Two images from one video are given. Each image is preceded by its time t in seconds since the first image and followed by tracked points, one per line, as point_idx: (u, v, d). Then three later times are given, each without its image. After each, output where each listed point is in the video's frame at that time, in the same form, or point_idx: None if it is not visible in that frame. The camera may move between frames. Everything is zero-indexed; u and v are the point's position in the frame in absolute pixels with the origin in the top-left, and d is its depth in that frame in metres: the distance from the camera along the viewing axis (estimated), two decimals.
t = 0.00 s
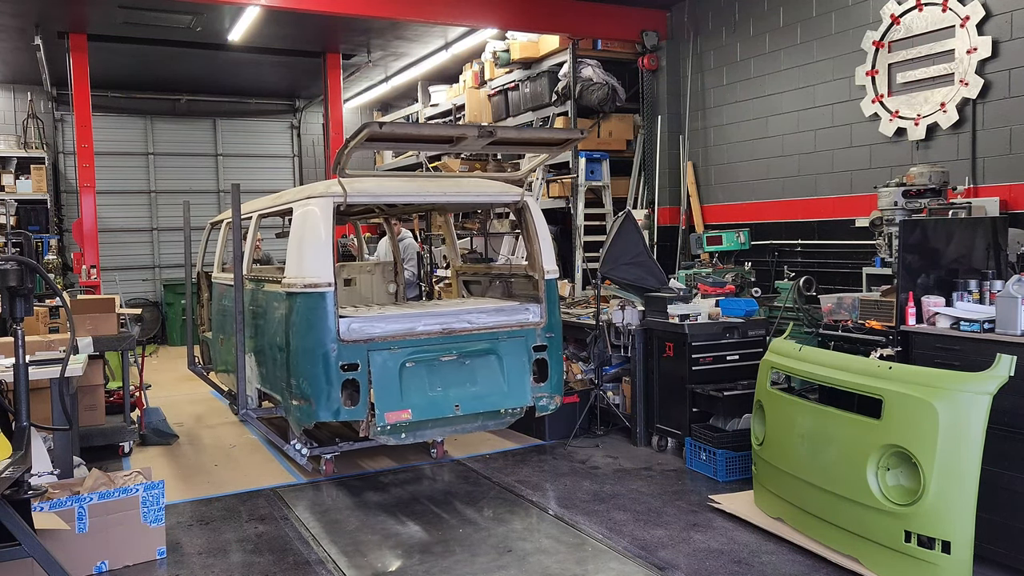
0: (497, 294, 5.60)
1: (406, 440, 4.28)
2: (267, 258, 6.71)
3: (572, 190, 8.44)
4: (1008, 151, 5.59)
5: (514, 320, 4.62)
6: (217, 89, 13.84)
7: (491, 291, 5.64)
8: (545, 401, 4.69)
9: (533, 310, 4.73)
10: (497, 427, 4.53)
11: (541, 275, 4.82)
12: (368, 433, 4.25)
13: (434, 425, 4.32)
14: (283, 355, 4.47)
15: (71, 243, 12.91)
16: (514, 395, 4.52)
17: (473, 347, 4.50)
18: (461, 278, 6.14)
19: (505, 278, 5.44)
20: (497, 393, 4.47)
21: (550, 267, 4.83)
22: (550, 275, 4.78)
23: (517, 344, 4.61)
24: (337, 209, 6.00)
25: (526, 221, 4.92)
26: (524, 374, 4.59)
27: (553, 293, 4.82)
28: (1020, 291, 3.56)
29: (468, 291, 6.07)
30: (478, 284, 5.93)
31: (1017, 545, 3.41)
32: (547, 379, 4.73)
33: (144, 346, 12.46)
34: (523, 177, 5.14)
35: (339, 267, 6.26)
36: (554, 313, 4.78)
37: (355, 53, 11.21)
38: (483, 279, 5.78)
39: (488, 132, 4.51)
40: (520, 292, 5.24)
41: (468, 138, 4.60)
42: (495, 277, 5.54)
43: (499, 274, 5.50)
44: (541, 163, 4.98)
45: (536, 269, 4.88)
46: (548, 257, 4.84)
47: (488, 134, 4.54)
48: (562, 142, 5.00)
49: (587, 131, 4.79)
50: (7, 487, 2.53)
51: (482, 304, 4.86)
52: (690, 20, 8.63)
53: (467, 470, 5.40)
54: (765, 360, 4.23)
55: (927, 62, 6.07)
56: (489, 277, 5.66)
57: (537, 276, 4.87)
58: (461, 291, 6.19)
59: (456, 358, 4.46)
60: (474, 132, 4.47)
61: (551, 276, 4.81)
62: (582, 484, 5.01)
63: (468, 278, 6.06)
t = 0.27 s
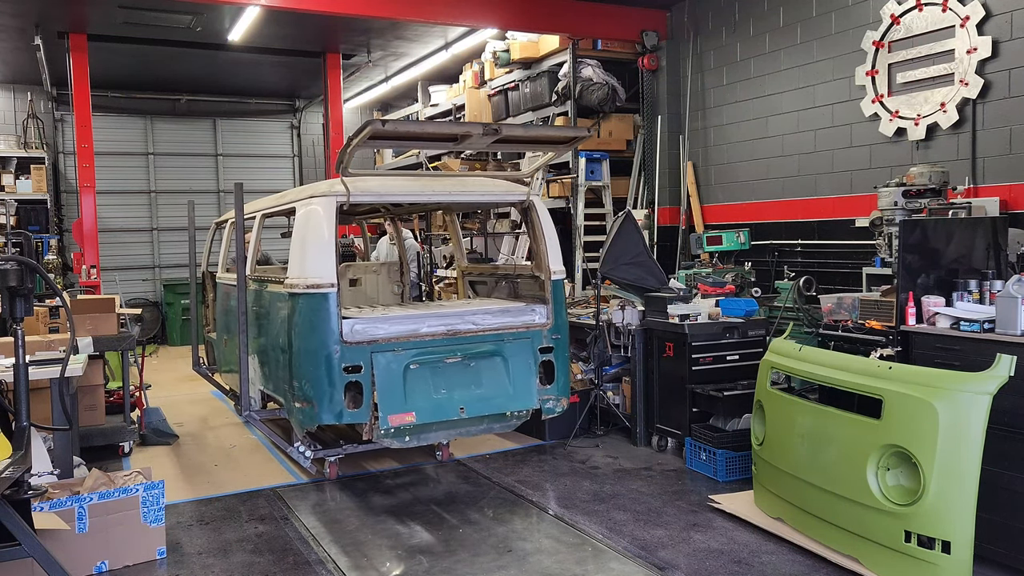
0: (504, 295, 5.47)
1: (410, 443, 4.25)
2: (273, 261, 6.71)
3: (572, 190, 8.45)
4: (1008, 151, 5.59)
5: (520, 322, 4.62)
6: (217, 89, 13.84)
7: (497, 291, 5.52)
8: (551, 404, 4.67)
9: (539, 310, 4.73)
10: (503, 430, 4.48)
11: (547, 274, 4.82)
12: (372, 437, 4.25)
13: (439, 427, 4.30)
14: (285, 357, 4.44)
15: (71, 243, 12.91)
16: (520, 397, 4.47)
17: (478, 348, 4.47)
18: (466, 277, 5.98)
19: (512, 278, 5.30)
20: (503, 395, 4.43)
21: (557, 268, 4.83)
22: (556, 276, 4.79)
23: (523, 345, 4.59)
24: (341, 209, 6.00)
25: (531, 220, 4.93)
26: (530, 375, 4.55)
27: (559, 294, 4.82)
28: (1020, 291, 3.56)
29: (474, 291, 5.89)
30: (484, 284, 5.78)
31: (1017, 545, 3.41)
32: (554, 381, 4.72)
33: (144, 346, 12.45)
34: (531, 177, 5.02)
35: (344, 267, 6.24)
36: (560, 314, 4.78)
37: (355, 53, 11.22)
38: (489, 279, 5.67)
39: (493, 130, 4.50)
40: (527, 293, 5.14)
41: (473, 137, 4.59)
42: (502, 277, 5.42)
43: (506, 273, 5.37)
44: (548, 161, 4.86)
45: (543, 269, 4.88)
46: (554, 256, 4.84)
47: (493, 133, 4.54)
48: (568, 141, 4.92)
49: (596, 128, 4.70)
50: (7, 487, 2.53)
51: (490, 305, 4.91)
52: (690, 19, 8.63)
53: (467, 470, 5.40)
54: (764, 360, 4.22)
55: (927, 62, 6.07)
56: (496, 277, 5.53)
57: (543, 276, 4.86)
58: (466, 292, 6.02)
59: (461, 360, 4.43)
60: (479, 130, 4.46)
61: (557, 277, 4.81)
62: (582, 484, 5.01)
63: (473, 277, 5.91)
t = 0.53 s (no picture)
0: (510, 295, 5.52)
1: (415, 446, 4.26)
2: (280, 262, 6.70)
3: (572, 190, 8.45)
4: (1008, 151, 5.59)
5: (527, 323, 4.58)
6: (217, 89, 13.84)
7: (505, 292, 5.58)
8: (558, 407, 4.63)
9: (546, 311, 4.68)
10: (510, 434, 4.48)
11: (554, 275, 4.77)
12: (375, 440, 4.19)
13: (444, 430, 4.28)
14: (288, 358, 4.43)
15: (71, 243, 12.91)
16: (527, 399, 4.45)
17: (484, 351, 4.44)
18: (473, 277, 6.05)
19: (518, 278, 5.34)
20: (509, 398, 4.41)
21: (564, 268, 4.78)
22: (563, 276, 4.74)
23: (530, 347, 4.56)
24: (346, 208, 6.02)
25: (539, 220, 4.91)
26: (537, 377, 4.52)
27: (567, 294, 4.77)
28: (1020, 291, 3.56)
29: (481, 291, 5.99)
30: (491, 284, 5.85)
31: (1017, 545, 3.41)
32: (561, 383, 4.67)
33: (144, 346, 12.45)
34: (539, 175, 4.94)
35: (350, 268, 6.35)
36: (568, 315, 4.74)
37: (355, 53, 11.22)
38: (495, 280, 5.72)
39: (499, 129, 4.45)
40: (534, 293, 5.14)
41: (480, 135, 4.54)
42: (508, 278, 5.46)
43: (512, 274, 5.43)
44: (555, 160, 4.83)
45: (550, 270, 4.83)
46: (561, 257, 4.80)
47: (500, 131, 4.49)
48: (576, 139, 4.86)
49: (604, 126, 4.61)
50: (7, 487, 2.53)
51: (497, 306, 4.89)
52: (690, 19, 8.63)
53: (467, 470, 5.39)
54: (764, 360, 4.22)
55: (927, 62, 6.07)
56: (501, 277, 5.57)
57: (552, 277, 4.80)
58: (472, 292, 6.10)
59: (467, 362, 4.40)
60: (485, 128, 4.42)
61: (564, 278, 4.77)
62: (583, 484, 5.01)
63: (480, 278, 5.98)
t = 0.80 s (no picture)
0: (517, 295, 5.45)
1: (420, 449, 4.27)
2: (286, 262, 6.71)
3: (572, 190, 8.45)
4: (1008, 151, 5.59)
5: (535, 325, 4.59)
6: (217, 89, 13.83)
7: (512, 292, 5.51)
8: (567, 410, 4.63)
9: (554, 313, 4.71)
10: (517, 436, 4.50)
11: (563, 275, 4.79)
12: (380, 443, 4.19)
13: (449, 434, 4.30)
14: (292, 361, 4.42)
15: (71, 243, 12.91)
16: (534, 402, 4.47)
17: (491, 353, 4.44)
18: (479, 277, 5.95)
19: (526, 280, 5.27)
20: (515, 401, 4.41)
21: (572, 269, 4.81)
22: (571, 276, 4.75)
23: (538, 349, 4.55)
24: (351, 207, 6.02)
25: (547, 219, 4.89)
26: (544, 380, 4.53)
27: (575, 294, 4.79)
28: (1020, 291, 3.56)
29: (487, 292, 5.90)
30: (497, 284, 5.76)
31: (1018, 545, 3.41)
32: (569, 386, 4.67)
33: (144, 346, 12.45)
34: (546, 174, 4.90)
35: (355, 267, 6.11)
36: (575, 316, 4.74)
37: (355, 53, 11.22)
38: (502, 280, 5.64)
39: (505, 126, 4.43)
40: (541, 294, 5.11)
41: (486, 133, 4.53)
42: (515, 278, 5.39)
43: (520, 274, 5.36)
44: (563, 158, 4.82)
45: (557, 271, 4.85)
46: (569, 258, 4.82)
47: (506, 128, 4.46)
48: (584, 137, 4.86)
49: (612, 124, 4.67)
50: (7, 486, 2.53)
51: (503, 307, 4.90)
52: (690, 19, 8.63)
53: (467, 470, 5.39)
54: (765, 359, 4.22)
55: (927, 62, 6.08)
56: (509, 278, 5.51)
57: (558, 277, 4.83)
58: (479, 293, 6.01)
59: (473, 365, 4.40)
60: (491, 125, 4.40)
61: (573, 279, 4.79)
62: (583, 484, 5.01)
63: (487, 278, 5.89)
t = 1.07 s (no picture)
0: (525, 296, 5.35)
1: (425, 454, 4.13)
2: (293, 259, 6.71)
3: (572, 190, 8.45)
4: (1008, 151, 5.59)
5: (542, 326, 4.46)
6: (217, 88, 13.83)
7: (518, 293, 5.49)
8: (575, 413, 4.50)
9: (562, 314, 4.56)
10: (525, 440, 4.35)
11: (570, 276, 4.63)
12: (385, 447, 4.11)
13: (455, 437, 4.15)
14: (295, 363, 4.29)
15: (71, 243, 12.91)
16: (543, 404, 4.32)
17: (499, 354, 4.31)
18: (487, 278, 5.90)
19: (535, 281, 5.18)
20: (524, 404, 4.27)
21: (580, 269, 4.64)
22: (580, 276, 4.59)
23: (546, 351, 4.42)
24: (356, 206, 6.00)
25: (555, 218, 4.82)
26: (553, 382, 4.39)
27: (584, 295, 4.63)
28: (1020, 291, 3.56)
29: (494, 293, 5.86)
30: (505, 285, 5.70)
31: (1018, 545, 3.41)
32: (578, 389, 4.53)
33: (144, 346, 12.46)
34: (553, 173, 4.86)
35: (360, 268, 6.02)
36: (585, 318, 4.61)
37: (355, 53, 11.22)
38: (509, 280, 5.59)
39: (512, 123, 4.41)
40: (548, 295, 5.00)
41: (493, 131, 4.51)
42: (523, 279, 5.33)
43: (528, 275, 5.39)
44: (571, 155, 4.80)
45: (566, 271, 4.70)
46: (577, 257, 4.64)
47: (513, 126, 4.44)
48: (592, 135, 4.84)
49: (621, 121, 4.68)
50: (6, 487, 2.53)
51: (511, 308, 4.72)
52: (690, 19, 8.63)
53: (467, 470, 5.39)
54: (765, 360, 4.22)
55: (926, 63, 6.08)
56: (517, 278, 5.43)
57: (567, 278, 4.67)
58: (486, 293, 5.96)
59: (480, 367, 4.27)
60: (498, 122, 4.38)
61: (580, 279, 4.63)
62: (583, 484, 5.01)
63: (494, 278, 5.84)
